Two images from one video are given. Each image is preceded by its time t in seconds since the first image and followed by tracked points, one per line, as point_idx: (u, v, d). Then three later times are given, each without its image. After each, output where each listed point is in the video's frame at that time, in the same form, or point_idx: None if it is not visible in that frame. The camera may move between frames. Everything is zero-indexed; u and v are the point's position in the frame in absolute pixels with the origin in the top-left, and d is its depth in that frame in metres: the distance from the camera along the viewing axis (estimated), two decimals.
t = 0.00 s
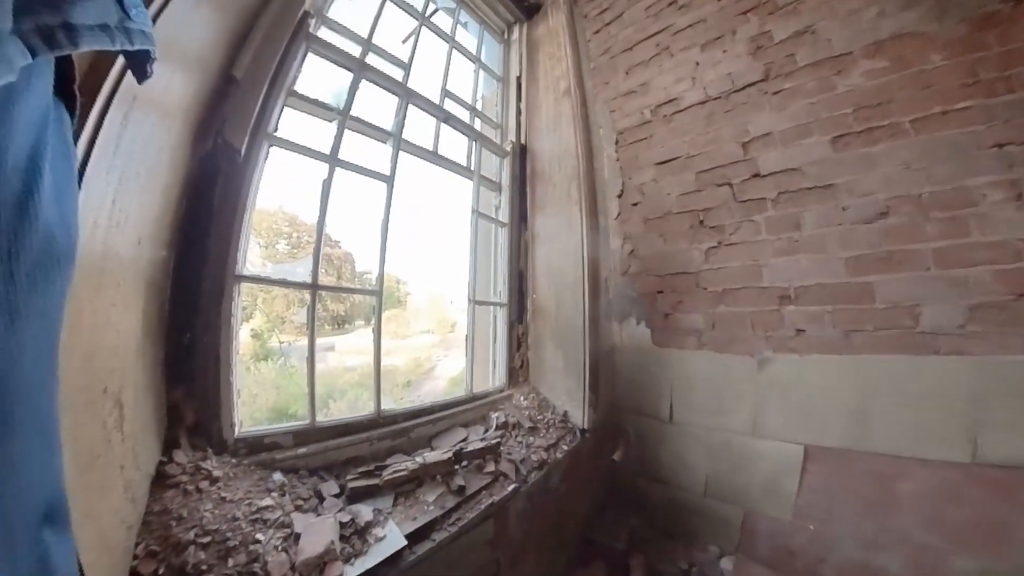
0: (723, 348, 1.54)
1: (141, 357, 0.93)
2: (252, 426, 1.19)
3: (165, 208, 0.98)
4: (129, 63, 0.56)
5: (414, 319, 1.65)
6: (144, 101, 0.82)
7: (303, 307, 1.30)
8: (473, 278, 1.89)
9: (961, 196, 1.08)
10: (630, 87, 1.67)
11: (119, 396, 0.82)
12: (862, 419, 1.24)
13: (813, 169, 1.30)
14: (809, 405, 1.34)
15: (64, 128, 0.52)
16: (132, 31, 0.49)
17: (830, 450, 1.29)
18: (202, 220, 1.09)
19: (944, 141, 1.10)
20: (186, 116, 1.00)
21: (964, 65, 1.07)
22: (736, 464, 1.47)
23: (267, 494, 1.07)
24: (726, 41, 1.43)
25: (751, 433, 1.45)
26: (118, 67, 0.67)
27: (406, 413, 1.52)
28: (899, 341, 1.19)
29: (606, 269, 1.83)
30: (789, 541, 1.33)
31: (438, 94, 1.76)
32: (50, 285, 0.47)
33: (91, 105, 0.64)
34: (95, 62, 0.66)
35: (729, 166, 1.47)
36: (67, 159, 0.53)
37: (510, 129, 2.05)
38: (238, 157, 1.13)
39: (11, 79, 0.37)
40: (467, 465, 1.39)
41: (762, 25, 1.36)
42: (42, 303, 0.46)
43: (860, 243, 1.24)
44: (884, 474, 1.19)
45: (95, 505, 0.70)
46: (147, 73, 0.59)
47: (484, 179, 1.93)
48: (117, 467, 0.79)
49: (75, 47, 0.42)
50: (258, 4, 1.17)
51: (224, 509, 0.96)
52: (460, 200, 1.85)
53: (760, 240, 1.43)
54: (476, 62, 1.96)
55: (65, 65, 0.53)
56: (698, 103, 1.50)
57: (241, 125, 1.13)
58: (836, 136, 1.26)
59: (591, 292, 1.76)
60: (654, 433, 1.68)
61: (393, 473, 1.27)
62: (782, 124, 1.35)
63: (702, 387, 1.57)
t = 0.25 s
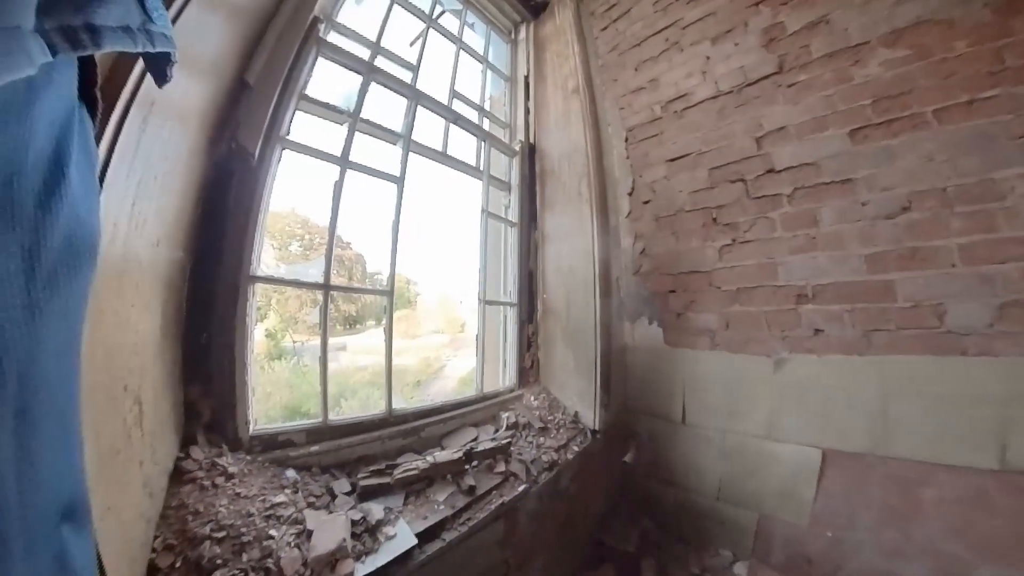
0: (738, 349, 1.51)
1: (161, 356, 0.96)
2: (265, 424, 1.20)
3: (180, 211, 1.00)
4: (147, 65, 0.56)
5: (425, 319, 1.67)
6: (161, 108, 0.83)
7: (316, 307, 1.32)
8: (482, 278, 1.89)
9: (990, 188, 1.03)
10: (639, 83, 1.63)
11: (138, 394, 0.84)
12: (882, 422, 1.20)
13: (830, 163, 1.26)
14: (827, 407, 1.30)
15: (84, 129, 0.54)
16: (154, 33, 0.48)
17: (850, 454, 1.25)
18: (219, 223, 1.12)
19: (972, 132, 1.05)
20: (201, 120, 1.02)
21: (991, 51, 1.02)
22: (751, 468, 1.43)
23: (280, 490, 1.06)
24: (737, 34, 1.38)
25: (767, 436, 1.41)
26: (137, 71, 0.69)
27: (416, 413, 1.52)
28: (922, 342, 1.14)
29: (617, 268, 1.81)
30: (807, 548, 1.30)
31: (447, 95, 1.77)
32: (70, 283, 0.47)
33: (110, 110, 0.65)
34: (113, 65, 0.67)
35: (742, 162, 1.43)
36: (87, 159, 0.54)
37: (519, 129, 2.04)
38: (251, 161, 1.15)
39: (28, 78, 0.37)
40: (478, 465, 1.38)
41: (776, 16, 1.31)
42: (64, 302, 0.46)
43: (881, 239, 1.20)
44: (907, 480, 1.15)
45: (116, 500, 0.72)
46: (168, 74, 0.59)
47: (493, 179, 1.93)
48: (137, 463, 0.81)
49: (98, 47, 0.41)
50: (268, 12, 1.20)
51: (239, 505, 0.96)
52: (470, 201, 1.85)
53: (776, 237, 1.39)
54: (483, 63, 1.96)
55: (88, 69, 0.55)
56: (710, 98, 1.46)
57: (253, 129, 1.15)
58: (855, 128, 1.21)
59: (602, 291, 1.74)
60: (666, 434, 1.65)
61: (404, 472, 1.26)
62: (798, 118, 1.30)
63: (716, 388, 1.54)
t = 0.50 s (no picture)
0: (747, 350, 1.48)
1: (176, 355, 1.00)
2: (276, 421, 1.23)
3: (196, 214, 1.03)
4: (169, 77, 0.57)
5: (433, 319, 1.69)
6: (175, 113, 0.86)
7: (325, 307, 1.35)
8: (489, 278, 1.89)
9: (1010, 183, 0.99)
10: (644, 81, 1.59)
11: (156, 390, 0.85)
12: (896, 425, 1.16)
13: (841, 158, 1.22)
14: (839, 409, 1.27)
15: (112, 140, 0.56)
16: (176, 47, 0.48)
17: (862, 457, 1.22)
18: (231, 225, 1.15)
19: (991, 125, 1.01)
20: (213, 124, 1.06)
21: (1013, 38, 0.95)
22: (759, 471, 1.41)
23: (289, 486, 1.08)
24: (742, 29, 1.32)
25: (777, 438, 1.38)
26: (157, 74, 0.70)
27: (423, 411, 1.53)
28: (938, 342, 1.11)
29: (624, 268, 1.79)
30: (817, 553, 1.27)
31: (452, 97, 1.79)
32: (97, 282, 0.50)
33: (132, 113, 0.68)
34: (134, 72, 0.69)
35: (751, 158, 1.39)
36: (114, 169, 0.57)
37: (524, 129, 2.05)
38: (262, 165, 1.18)
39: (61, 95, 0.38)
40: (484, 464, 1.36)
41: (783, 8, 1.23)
42: (91, 301, 0.49)
43: (895, 237, 1.16)
44: (923, 485, 1.11)
45: (133, 490, 0.73)
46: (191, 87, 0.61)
47: (499, 180, 1.94)
48: (153, 457, 0.82)
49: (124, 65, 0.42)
50: (277, 17, 1.22)
51: (250, 499, 0.98)
52: (476, 201, 1.86)
53: (786, 236, 1.36)
54: (489, 65, 1.96)
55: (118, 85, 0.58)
56: (716, 94, 1.42)
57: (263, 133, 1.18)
58: (867, 123, 1.17)
59: (609, 291, 1.73)
60: (674, 436, 1.63)
61: (410, 470, 1.25)
62: (807, 113, 1.26)
63: (723, 389, 1.52)
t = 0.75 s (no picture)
0: (757, 348, 1.46)
1: (188, 348, 1.02)
2: (283, 416, 1.25)
3: (206, 210, 1.05)
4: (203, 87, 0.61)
5: (441, 319, 1.70)
6: (188, 116, 0.88)
7: (331, 304, 1.36)
8: (494, 276, 1.89)
9: None
10: (649, 77, 1.56)
11: (165, 380, 0.86)
12: (912, 426, 1.12)
13: (852, 150, 1.19)
14: (853, 409, 1.23)
15: (148, 142, 0.59)
16: (208, 59, 0.51)
17: (877, 458, 1.17)
18: (239, 222, 1.16)
19: (1011, 111, 0.96)
20: (224, 126, 1.08)
21: None
22: (769, 472, 1.38)
23: (295, 478, 1.10)
24: (749, 20, 1.28)
25: (788, 438, 1.35)
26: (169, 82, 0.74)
27: (428, 408, 1.53)
28: (957, 339, 1.07)
29: (630, 265, 1.77)
30: (829, 558, 1.23)
31: (457, 95, 1.80)
32: (125, 279, 0.51)
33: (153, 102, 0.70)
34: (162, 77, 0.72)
35: (760, 152, 1.36)
36: (146, 169, 0.58)
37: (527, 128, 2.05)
38: (270, 163, 1.20)
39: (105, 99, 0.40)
40: (487, 461, 1.36)
41: None
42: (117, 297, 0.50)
43: (910, 230, 1.12)
44: (941, 488, 1.07)
45: (143, 477, 0.73)
46: (219, 96, 0.64)
47: (504, 178, 1.95)
48: (162, 446, 0.82)
49: (160, 74, 0.44)
50: (284, 19, 1.25)
51: (256, 490, 0.99)
52: (480, 199, 1.87)
53: (797, 230, 1.32)
54: (492, 63, 1.97)
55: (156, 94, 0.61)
56: (723, 88, 1.38)
57: (271, 134, 1.20)
58: (880, 112, 1.13)
59: (615, 288, 1.70)
60: (682, 436, 1.61)
61: (414, 465, 1.26)
62: (818, 104, 1.22)
63: (734, 387, 1.49)
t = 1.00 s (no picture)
0: (770, 345, 1.39)
1: (185, 339, 1.03)
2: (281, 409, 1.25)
3: (204, 205, 1.07)
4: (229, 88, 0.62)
5: (450, 319, 1.70)
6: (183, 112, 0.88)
7: (331, 298, 1.36)
8: (496, 272, 1.86)
9: None
10: (655, 68, 1.52)
11: (158, 370, 0.87)
12: (938, 429, 1.05)
13: (870, 135, 1.12)
14: (873, 411, 1.16)
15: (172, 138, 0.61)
16: (236, 68, 0.52)
17: (901, 463, 1.10)
18: (237, 217, 1.18)
19: None
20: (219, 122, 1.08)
21: None
22: (782, 476, 1.31)
23: (290, 473, 1.10)
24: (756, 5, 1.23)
25: (803, 441, 1.28)
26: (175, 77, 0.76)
27: (428, 405, 1.51)
28: (988, 334, 1.00)
29: (637, 260, 1.73)
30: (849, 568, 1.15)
31: (458, 90, 1.80)
32: (132, 271, 0.52)
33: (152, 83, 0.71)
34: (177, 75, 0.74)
35: (771, 141, 1.30)
36: (168, 164, 0.60)
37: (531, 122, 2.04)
38: (269, 158, 1.21)
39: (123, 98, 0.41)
40: (487, 459, 1.34)
41: None
42: (123, 289, 0.50)
43: (935, 218, 1.05)
44: (971, 496, 0.99)
45: (134, 466, 0.74)
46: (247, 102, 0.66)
47: (507, 172, 1.94)
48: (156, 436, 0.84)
49: (188, 78, 0.46)
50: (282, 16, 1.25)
51: (249, 483, 1.00)
52: (483, 194, 1.85)
53: (812, 221, 1.26)
54: (494, 59, 1.97)
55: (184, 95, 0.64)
56: (731, 75, 1.33)
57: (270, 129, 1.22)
58: (899, 95, 1.06)
59: (621, 284, 1.66)
60: (691, 437, 1.55)
61: (411, 463, 1.24)
62: (832, 88, 1.16)
63: (746, 387, 1.43)
